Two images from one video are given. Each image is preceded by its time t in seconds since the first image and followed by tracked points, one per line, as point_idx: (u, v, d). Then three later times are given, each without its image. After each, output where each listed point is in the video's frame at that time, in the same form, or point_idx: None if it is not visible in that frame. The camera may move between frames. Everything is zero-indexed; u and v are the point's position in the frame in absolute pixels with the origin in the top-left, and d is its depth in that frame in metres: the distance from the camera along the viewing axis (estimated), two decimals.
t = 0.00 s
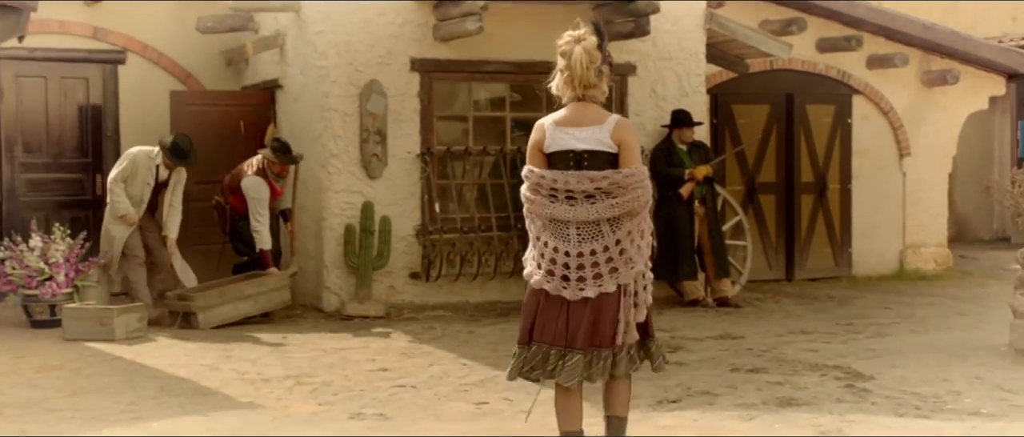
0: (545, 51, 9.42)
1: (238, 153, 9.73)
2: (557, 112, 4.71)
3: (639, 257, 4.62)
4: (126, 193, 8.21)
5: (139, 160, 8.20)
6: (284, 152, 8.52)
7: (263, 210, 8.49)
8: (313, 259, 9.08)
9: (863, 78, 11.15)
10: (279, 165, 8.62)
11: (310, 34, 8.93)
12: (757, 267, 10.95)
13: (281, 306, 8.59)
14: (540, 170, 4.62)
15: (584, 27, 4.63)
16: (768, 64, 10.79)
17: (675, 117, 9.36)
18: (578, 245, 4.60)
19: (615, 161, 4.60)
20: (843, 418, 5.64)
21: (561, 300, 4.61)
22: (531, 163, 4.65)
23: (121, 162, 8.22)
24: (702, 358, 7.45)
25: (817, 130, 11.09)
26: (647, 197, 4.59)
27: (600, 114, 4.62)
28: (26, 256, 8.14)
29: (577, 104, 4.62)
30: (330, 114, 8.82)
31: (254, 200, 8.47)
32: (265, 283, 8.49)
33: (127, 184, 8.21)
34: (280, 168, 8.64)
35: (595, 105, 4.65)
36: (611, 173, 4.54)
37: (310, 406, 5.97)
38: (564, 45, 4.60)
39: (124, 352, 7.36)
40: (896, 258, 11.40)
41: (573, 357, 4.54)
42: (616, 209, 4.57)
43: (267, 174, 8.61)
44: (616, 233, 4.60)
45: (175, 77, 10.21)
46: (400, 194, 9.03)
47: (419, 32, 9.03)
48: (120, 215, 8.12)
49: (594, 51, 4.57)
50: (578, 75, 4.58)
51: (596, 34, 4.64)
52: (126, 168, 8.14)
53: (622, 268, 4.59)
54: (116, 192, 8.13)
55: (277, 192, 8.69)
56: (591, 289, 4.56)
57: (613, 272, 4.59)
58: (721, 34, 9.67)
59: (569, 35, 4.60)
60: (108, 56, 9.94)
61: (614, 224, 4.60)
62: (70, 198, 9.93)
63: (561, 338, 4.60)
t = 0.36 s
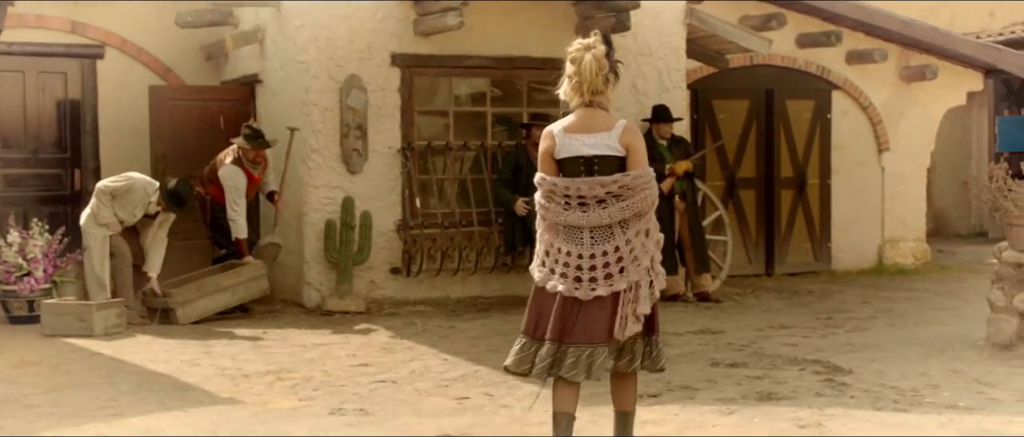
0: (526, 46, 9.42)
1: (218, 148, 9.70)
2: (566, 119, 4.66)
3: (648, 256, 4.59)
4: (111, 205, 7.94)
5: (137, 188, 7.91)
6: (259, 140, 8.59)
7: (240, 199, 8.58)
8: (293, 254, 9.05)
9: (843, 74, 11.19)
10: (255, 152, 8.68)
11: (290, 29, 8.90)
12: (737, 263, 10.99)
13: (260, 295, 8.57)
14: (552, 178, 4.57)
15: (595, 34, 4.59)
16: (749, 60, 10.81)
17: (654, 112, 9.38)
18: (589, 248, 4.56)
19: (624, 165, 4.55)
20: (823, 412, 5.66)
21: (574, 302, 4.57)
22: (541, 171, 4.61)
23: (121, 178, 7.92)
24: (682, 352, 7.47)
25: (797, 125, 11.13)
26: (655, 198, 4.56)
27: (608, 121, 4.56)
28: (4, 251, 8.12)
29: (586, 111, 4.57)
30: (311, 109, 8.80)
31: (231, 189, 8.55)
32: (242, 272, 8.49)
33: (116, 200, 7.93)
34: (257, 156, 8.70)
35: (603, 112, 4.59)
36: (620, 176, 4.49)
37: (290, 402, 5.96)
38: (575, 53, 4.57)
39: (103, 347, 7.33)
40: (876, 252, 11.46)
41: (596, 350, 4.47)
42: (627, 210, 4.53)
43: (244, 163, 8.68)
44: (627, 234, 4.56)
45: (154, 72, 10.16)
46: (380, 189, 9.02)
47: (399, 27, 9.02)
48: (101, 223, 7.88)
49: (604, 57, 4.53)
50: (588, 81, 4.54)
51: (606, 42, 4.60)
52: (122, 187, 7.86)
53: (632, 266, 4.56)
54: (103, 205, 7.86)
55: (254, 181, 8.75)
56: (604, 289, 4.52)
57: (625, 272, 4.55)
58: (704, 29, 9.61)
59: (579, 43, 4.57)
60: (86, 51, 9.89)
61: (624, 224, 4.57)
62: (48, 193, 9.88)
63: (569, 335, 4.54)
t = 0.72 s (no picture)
0: (506, 42, 9.42)
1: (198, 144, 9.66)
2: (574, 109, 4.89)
3: (657, 234, 4.82)
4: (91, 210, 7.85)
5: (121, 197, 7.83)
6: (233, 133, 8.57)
7: (217, 194, 8.61)
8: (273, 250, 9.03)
9: (822, 70, 11.24)
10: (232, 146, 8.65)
11: (270, 24, 8.88)
12: (717, 258, 11.03)
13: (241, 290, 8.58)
14: (565, 159, 4.75)
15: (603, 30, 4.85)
16: (728, 56, 10.85)
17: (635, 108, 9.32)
18: (604, 229, 4.74)
19: (635, 152, 4.80)
20: (802, 407, 5.68)
21: (593, 281, 4.76)
22: (554, 155, 4.78)
23: (106, 185, 7.82)
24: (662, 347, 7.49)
25: (776, 121, 11.17)
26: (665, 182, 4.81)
27: (618, 110, 4.81)
28: None
29: (596, 100, 4.81)
30: (291, 105, 8.79)
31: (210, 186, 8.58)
32: (222, 268, 8.50)
33: (97, 207, 7.83)
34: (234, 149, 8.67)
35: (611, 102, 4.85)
36: (636, 162, 4.72)
37: (270, 398, 5.95)
38: (586, 46, 4.79)
39: (82, 344, 7.30)
40: (855, 249, 11.51)
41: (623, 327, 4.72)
42: (640, 194, 4.75)
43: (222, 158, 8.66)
44: (639, 214, 4.78)
45: (133, 67, 10.11)
46: (361, 185, 9.01)
47: (380, 22, 9.01)
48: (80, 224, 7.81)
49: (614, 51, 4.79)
50: (599, 73, 4.78)
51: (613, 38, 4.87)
52: (106, 194, 7.77)
53: (645, 245, 4.77)
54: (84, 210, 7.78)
55: (233, 175, 8.74)
56: (622, 267, 4.72)
57: (638, 250, 4.76)
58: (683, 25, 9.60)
59: (591, 37, 4.81)
60: (63, 46, 9.84)
61: (635, 206, 4.78)
62: (26, 189, 9.82)
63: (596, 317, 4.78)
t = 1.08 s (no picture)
0: (490, 37, 9.41)
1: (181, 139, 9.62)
2: (575, 110, 4.95)
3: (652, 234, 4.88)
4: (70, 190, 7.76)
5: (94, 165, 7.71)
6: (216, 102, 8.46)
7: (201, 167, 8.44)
8: (256, 245, 9.02)
9: (805, 65, 11.26)
10: (213, 115, 8.52)
11: (253, 19, 8.85)
12: (701, 253, 11.07)
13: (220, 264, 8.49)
14: (570, 168, 4.84)
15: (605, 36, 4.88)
16: (712, 51, 10.88)
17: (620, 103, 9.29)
18: (602, 229, 4.82)
19: (633, 156, 4.87)
20: (785, 401, 5.70)
21: (588, 277, 4.84)
22: (558, 162, 4.87)
23: (75, 158, 7.72)
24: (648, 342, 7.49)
25: (759, 116, 11.21)
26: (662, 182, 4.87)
27: (617, 114, 4.87)
28: None
29: (596, 104, 4.87)
30: (275, 100, 8.77)
31: (192, 157, 8.38)
32: (205, 242, 8.39)
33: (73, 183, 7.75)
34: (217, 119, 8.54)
35: (610, 105, 4.90)
36: (634, 167, 4.79)
37: (253, 393, 5.94)
38: (588, 51, 4.82)
39: (65, 340, 7.27)
40: (838, 243, 11.54)
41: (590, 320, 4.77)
42: (638, 198, 4.84)
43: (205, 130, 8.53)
44: (636, 216, 4.84)
45: (115, 62, 10.07)
46: (344, 179, 9.00)
47: (364, 17, 8.99)
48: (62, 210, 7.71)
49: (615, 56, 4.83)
50: (599, 77, 4.82)
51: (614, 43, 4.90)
52: (78, 166, 7.67)
53: (640, 243, 4.83)
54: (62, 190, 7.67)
55: (217, 147, 8.60)
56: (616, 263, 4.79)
57: (633, 248, 4.82)
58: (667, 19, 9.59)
59: (593, 42, 4.84)
60: (45, 40, 9.80)
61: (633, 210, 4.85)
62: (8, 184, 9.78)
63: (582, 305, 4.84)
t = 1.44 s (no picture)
0: (472, 30, 9.40)
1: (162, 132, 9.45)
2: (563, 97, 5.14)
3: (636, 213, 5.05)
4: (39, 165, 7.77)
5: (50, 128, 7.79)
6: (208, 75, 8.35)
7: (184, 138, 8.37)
8: (238, 239, 8.99)
9: (786, 59, 11.28)
10: (205, 89, 8.39)
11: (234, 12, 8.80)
12: (683, 247, 11.10)
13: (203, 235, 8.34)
14: (552, 151, 5.03)
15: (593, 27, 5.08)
16: (694, 45, 10.88)
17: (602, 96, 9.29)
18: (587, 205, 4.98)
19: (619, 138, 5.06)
20: (766, 394, 5.73)
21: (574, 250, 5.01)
22: (544, 146, 5.05)
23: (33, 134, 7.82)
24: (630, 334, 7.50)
25: (740, 110, 11.23)
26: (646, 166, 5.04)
27: (605, 100, 5.06)
28: None
29: (584, 91, 5.06)
30: (256, 94, 8.73)
31: (175, 129, 8.34)
32: (190, 210, 8.25)
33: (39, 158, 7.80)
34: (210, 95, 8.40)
35: (597, 91, 5.10)
36: (618, 148, 4.98)
37: (235, 387, 5.93)
38: (580, 39, 5.02)
39: (44, 334, 7.24)
40: (819, 237, 11.59)
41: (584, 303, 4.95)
42: (622, 176, 5.00)
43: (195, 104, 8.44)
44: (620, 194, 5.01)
45: (95, 55, 10.02)
46: (326, 173, 8.98)
47: (345, 10, 8.96)
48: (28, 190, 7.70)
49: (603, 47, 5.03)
50: (588, 66, 5.03)
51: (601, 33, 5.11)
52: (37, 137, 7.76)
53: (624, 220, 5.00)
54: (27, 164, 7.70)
55: (207, 122, 8.45)
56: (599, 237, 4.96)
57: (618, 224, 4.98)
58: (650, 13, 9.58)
59: (581, 33, 5.03)
60: (24, 33, 9.74)
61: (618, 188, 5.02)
62: None
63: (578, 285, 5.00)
